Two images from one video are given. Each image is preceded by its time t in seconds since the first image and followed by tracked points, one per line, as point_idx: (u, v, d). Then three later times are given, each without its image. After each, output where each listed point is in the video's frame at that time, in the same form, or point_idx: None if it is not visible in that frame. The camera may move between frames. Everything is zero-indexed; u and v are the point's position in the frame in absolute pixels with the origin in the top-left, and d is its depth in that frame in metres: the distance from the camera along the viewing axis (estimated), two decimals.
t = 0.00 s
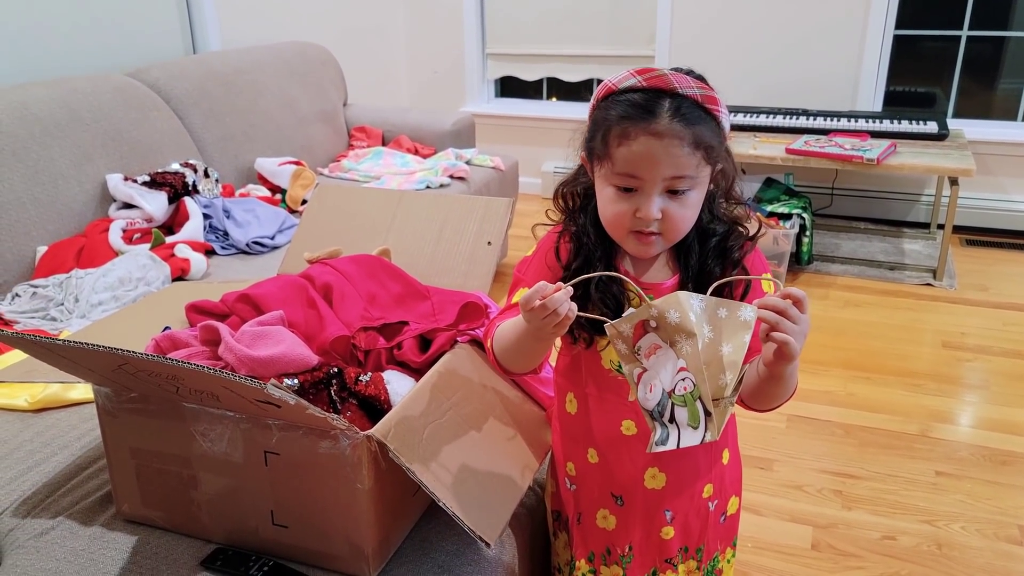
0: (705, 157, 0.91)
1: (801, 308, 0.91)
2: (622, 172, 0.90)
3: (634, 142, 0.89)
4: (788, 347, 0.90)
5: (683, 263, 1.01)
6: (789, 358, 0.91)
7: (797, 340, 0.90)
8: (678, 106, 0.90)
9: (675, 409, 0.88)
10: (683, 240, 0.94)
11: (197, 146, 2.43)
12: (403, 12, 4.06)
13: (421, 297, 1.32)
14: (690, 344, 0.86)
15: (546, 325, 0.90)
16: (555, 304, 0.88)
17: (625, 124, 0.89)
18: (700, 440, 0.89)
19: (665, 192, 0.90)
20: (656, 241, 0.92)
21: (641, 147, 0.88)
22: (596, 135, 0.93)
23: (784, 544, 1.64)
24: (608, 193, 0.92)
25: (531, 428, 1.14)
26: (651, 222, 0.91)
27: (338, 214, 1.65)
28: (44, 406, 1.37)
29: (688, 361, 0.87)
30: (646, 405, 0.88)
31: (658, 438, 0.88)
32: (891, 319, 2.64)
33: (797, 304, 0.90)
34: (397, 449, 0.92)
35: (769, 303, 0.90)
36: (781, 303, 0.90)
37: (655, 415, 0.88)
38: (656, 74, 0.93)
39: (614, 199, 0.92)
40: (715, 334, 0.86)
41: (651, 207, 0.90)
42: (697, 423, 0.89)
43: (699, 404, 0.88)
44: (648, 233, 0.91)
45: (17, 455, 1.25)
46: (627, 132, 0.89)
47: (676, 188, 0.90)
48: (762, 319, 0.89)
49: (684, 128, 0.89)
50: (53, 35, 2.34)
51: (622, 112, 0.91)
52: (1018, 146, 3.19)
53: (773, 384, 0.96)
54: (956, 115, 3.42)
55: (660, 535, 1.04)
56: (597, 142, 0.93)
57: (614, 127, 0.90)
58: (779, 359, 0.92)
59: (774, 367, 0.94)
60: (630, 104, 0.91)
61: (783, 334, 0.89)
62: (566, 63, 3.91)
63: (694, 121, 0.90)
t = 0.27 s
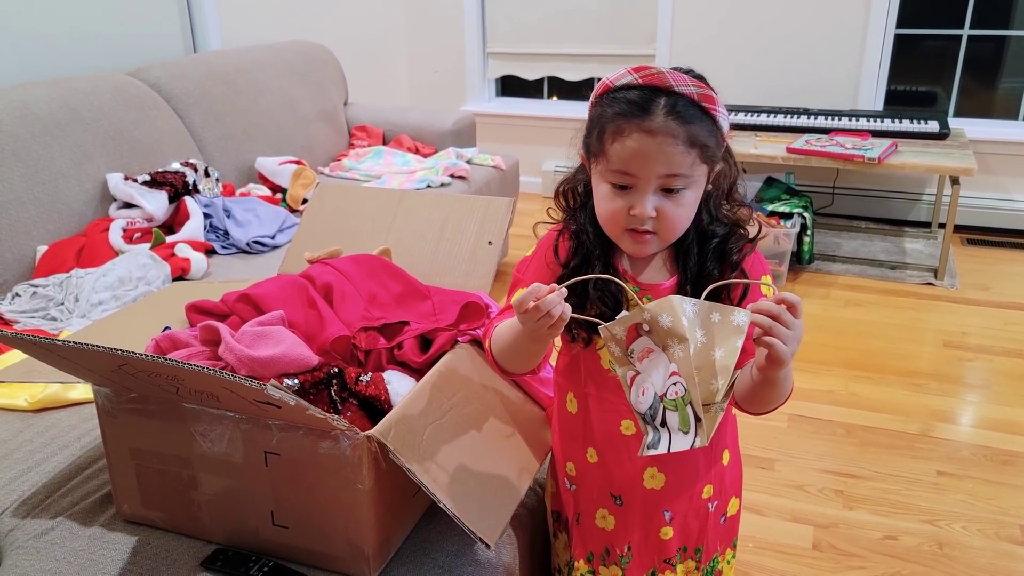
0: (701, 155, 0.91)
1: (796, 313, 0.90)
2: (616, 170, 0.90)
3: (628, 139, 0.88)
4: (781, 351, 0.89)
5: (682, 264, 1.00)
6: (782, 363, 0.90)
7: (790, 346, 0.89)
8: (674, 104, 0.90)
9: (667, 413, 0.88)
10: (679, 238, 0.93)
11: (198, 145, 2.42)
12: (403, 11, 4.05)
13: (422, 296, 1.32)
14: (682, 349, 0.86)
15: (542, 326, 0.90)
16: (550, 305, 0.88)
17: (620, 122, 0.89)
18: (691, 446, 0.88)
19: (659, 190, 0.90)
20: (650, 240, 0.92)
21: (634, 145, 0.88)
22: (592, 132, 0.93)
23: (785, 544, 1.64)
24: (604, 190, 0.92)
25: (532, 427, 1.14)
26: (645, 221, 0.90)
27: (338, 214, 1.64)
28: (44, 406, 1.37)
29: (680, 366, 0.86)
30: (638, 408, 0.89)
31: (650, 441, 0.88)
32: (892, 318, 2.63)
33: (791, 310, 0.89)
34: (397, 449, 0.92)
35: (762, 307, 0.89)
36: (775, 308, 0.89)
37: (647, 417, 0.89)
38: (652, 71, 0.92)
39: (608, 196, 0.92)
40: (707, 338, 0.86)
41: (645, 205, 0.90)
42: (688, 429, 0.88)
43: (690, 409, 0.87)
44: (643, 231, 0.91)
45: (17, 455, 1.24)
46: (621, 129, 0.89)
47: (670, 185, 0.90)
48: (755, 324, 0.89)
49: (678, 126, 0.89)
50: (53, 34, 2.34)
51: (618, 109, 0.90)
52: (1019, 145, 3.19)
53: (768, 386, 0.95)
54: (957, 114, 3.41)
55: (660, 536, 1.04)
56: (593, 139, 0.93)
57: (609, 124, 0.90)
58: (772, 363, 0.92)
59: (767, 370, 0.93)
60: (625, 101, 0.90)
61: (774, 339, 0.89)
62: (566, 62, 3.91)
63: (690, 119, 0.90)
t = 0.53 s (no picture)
0: (699, 154, 0.90)
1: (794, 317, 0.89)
2: (615, 167, 0.90)
3: (626, 136, 0.88)
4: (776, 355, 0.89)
5: (682, 264, 1.00)
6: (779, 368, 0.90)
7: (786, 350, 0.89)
8: (672, 102, 0.89)
9: (663, 418, 0.88)
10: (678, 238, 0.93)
11: (199, 144, 2.42)
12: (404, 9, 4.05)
13: (423, 295, 1.32)
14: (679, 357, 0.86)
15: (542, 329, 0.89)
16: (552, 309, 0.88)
17: (618, 119, 0.89)
18: (685, 453, 0.88)
19: (658, 188, 0.89)
20: (649, 238, 0.92)
21: (632, 142, 0.88)
22: (591, 130, 0.93)
23: (787, 544, 1.64)
24: (603, 187, 0.92)
25: (533, 426, 1.14)
26: (643, 218, 0.90)
27: (339, 213, 1.64)
28: (44, 406, 1.37)
29: (677, 373, 0.87)
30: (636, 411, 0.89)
31: (645, 445, 0.88)
32: (894, 317, 2.63)
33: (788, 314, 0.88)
34: (397, 448, 0.92)
35: (759, 311, 0.88)
36: (772, 312, 0.88)
37: (644, 422, 0.89)
38: (651, 69, 0.92)
39: (607, 194, 0.91)
40: (703, 345, 0.86)
41: (643, 203, 0.89)
42: (683, 436, 0.88)
43: (685, 416, 0.87)
44: (641, 230, 0.91)
45: (17, 454, 1.24)
46: (619, 127, 0.89)
47: (668, 184, 0.89)
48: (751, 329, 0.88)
49: (676, 124, 0.88)
50: (54, 32, 2.34)
51: (616, 106, 0.90)
52: (1021, 143, 3.18)
53: (766, 388, 0.94)
54: (959, 113, 3.40)
55: (660, 536, 1.04)
56: (592, 137, 0.93)
57: (608, 121, 0.90)
58: (769, 367, 0.91)
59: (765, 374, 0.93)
60: (623, 99, 0.90)
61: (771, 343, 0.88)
62: (568, 60, 3.90)
63: (689, 117, 0.89)
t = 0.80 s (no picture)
0: (704, 139, 0.91)
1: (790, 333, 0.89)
2: (620, 150, 0.90)
3: (632, 118, 0.89)
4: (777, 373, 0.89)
5: (685, 264, 1.00)
6: (779, 384, 0.90)
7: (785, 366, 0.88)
8: (678, 87, 0.90)
9: (673, 447, 0.86)
10: (681, 225, 0.93)
11: (199, 142, 2.42)
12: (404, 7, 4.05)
13: (424, 293, 1.32)
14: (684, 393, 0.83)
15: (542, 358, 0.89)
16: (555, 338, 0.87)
17: (624, 102, 0.90)
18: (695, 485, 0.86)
19: (662, 172, 0.90)
20: (652, 224, 0.91)
21: (638, 123, 0.89)
22: (597, 117, 0.94)
23: (787, 542, 1.64)
24: (606, 173, 0.92)
25: (533, 424, 1.14)
26: (647, 202, 0.90)
27: (340, 212, 1.64)
28: (45, 404, 1.37)
29: (682, 403, 0.84)
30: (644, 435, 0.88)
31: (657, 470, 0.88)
32: (894, 315, 2.63)
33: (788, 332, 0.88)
34: (398, 447, 0.92)
35: (757, 331, 0.88)
36: (770, 331, 0.87)
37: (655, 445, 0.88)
38: (657, 59, 0.93)
39: (611, 178, 0.91)
40: (707, 373, 0.83)
41: (648, 186, 0.89)
42: (693, 467, 0.86)
43: (694, 450, 0.85)
44: (645, 214, 0.91)
45: (18, 452, 1.24)
46: (625, 110, 0.90)
47: (673, 167, 0.90)
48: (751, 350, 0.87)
49: (682, 108, 0.89)
50: (55, 30, 2.34)
51: (622, 91, 0.91)
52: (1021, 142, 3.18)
53: (764, 399, 0.94)
54: (959, 111, 3.40)
55: (660, 537, 1.04)
56: (597, 124, 0.94)
57: (613, 106, 0.91)
58: (768, 383, 0.91)
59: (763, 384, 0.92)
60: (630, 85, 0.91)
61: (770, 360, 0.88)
62: (568, 58, 3.90)
63: (694, 103, 0.90)
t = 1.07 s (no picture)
0: (705, 128, 0.91)
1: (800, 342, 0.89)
2: (621, 139, 0.90)
3: (633, 107, 0.89)
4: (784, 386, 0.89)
5: (688, 263, 0.99)
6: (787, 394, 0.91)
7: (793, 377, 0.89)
8: (678, 76, 0.91)
9: (683, 458, 0.86)
10: (684, 215, 0.92)
11: (199, 139, 2.42)
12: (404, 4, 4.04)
13: (424, 290, 1.32)
14: (692, 408, 0.82)
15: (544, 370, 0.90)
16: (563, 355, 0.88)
17: (625, 91, 0.90)
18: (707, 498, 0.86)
19: (664, 160, 0.90)
20: (655, 213, 0.91)
21: (639, 111, 0.89)
22: (598, 109, 0.94)
23: (787, 539, 1.64)
24: (608, 163, 0.92)
25: (534, 422, 1.14)
26: (649, 191, 0.90)
27: (340, 209, 1.64)
28: (45, 400, 1.37)
29: (689, 418, 0.82)
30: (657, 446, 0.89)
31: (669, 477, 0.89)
32: (894, 313, 2.63)
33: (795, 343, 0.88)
34: (399, 444, 0.91)
35: (764, 341, 0.88)
36: (777, 342, 0.88)
37: (666, 454, 0.89)
38: (657, 52, 0.94)
39: (613, 168, 0.91)
40: (715, 386, 0.82)
41: (650, 173, 0.89)
42: (704, 480, 0.85)
43: (704, 465, 0.84)
44: (647, 203, 0.90)
45: (19, 449, 1.24)
46: (626, 99, 0.90)
47: (675, 155, 0.90)
48: (758, 360, 0.88)
49: (683, 96, 0.89)
50: (54, 26, 2.33)
51: (623, 82, 0.92)
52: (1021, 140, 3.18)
53: (769, 406, 0.94)
54: (959, 109, 3.40)
55: (662, 535, 1.04)
56: (598, 115, 0.94)
57: (614, 96, 0.92)
58: (777, 391, 0.91)
59: (768, 390, 0.92)
60: (631, 75, 0.92)
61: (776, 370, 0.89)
62: (568, 56, 3.90)
63: (695, 92, 0.91)
